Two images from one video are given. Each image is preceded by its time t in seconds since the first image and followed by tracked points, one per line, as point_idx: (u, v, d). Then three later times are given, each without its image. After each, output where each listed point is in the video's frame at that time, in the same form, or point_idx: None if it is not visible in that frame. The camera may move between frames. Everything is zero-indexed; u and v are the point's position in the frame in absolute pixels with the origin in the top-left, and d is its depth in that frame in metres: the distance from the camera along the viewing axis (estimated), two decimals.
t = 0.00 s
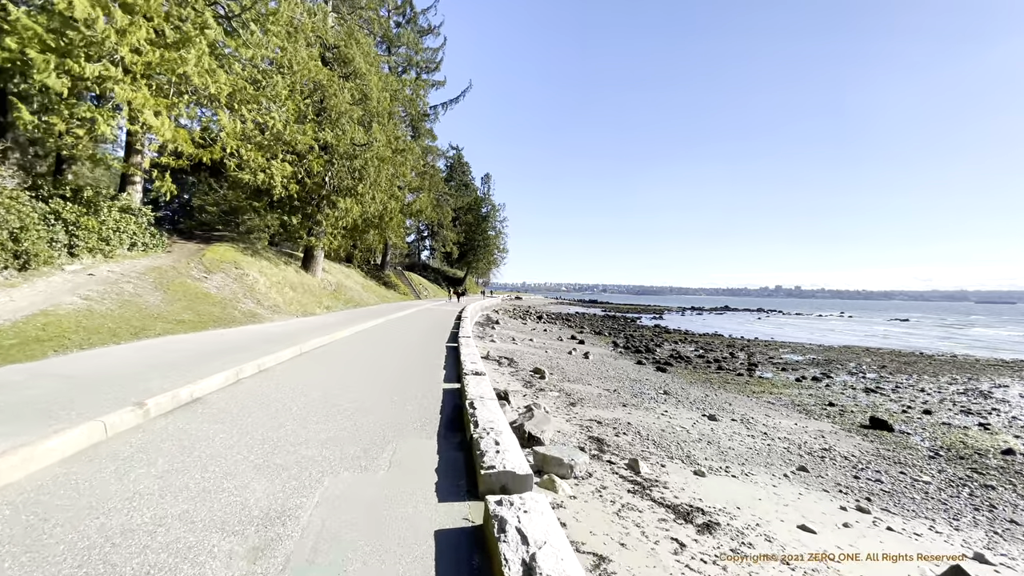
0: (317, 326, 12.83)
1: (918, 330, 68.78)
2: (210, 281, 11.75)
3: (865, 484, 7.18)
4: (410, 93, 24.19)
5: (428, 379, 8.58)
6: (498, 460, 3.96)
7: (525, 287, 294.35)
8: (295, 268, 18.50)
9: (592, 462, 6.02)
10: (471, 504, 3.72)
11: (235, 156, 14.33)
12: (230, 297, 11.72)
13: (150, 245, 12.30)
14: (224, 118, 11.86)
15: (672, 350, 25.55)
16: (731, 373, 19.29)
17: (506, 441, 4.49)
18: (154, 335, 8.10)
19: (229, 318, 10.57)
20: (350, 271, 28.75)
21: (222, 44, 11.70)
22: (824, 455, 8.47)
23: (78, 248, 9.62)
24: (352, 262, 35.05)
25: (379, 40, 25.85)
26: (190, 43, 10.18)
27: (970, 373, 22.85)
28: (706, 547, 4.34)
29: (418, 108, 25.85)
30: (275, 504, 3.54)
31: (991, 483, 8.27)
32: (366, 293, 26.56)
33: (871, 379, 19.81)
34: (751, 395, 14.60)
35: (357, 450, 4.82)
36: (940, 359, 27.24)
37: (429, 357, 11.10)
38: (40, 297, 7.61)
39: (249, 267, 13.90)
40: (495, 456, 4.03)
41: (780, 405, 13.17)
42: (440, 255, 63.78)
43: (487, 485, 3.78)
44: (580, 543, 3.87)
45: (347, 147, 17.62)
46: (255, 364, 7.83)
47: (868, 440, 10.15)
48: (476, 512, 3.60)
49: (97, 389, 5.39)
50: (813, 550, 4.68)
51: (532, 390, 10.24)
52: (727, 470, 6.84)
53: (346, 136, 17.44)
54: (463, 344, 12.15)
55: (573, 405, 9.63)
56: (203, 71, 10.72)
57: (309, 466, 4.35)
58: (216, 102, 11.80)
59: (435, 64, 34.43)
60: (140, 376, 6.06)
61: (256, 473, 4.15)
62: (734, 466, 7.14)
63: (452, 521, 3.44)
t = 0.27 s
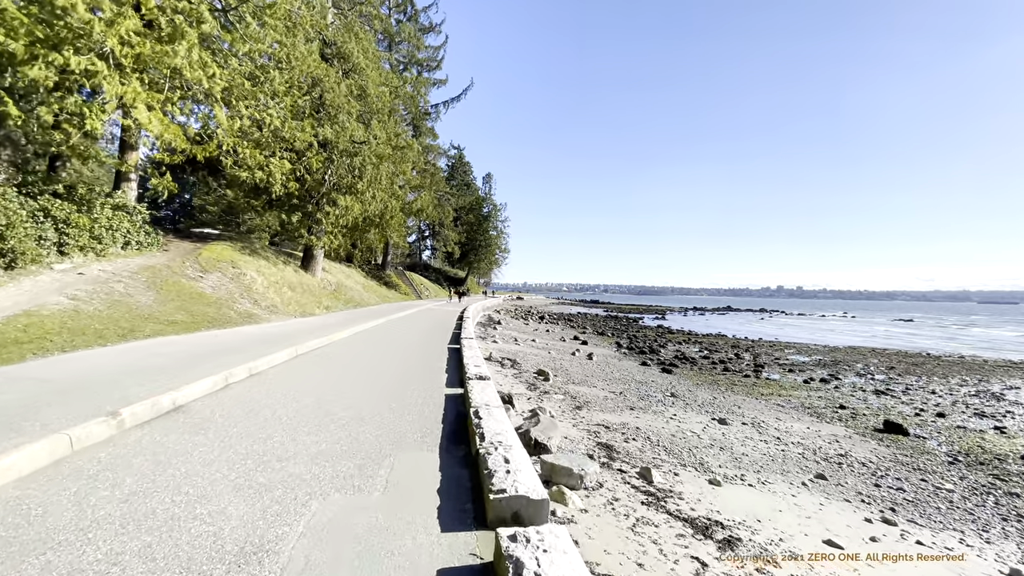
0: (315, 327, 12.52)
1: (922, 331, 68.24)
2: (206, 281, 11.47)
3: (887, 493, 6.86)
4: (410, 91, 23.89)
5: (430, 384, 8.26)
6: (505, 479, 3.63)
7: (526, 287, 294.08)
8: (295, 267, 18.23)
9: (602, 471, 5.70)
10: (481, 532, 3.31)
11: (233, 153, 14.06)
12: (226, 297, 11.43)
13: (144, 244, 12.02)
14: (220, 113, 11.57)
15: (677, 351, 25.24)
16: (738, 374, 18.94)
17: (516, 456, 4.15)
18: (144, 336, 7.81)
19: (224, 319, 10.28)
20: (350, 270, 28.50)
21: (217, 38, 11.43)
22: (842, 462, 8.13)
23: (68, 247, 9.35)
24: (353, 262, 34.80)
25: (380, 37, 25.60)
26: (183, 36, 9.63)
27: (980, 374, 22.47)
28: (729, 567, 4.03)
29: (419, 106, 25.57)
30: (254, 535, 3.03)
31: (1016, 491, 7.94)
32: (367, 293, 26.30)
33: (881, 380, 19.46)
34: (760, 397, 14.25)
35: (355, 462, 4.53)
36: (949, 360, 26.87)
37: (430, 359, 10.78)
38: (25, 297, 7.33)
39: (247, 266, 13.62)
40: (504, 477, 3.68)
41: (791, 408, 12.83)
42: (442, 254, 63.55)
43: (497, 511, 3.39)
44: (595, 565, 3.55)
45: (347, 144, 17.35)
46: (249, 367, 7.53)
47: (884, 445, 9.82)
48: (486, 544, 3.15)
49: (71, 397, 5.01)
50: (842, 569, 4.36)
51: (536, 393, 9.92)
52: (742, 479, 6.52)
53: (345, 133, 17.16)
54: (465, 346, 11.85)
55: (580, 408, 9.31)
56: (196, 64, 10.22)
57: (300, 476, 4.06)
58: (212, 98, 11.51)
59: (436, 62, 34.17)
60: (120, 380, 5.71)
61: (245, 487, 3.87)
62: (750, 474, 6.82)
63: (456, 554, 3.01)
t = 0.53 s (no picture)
0: (313, 329, 12.23)
1: (927, 331, 67.73)
2: (200, 281, 11.21)
3: (908, 504, 6.55)
4: (410, 89, 23.60)
5: (430, 391, 7.97)
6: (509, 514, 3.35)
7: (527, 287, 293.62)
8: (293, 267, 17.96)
9: (612, 483, 5.40)
10: None
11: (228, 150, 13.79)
12: (221, 298, 11.16)
13: (138, 243, 11.77)
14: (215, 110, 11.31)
15: (681, 352, 24.90)
16: (744, 376, 18.62)
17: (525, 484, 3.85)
18: (131, 339, 7.54)
19: (218, 320, 10.02)
20: (350, 271, 28.21)
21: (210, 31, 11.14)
22: (858, 471, 7.82)
23: (56, 247, 9.09)
24: (354, 262, 34.52)
25: (380, 34, 25.31)
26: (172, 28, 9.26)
27: (990, 376, 22.09)
28: None
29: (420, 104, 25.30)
30: None
31: None
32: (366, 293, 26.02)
33: (889, 383, 19.10)
34: (767, 401, 13.93)
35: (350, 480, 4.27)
36: (957, 362, 26.50)
37: (430, 362, 10.48)
38: (8, 299, 7.08)
39: (243, 267, 13.36)
40: (513, 510, 3.38)
41: (800, 412, 12.50)
42: (443, 255, 63.27)
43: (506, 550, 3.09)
44: None
45: (345, 142, 17.07)
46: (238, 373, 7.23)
47: (899, 452, 9.51)
48: None
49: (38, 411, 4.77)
50: None
51: (540, 398, 9.62)
52: (757, 489, 6.21)
53: (344, 130, 16.88)
54: (466, 348, 11.57)
55: (585, 413, 9.01)
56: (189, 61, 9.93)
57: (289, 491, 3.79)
58: (207, 95, 11.23)
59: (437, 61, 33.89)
60: (89, 392, 5.36)
61: (230, 509, 3.62)
62: (765, 484, 6.51)
63: None
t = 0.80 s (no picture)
0: (310, 330, 11.92)
1: (931, 332, 67.21)
2: (194, 282, 10.94)
3: (932, 516, 6.25)
4: (410, 87, 23.34)
5: (429, 394, 7.66)
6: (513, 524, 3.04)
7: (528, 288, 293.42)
8: (291, 267, 17.68)
9: (621, 495, 5.08)
10: None
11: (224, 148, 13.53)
12: (215, 299, 10.89)
13: (131, 242, 11.51)
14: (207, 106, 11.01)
15: (684, 353, 24.60)
16: (749, 378, 18.30)
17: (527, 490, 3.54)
18: (117, 342, 7.25)
19: (211, 321, 9.74)
20: (350, 271, 27.97)
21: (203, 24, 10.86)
22: (875, 479, 7.51)
23: (44, 245, 8.82)
24: (354, 262, 34.28)
25: (380, 31, 25.05)
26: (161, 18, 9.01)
27: (999, 378, 21.73)
28: None
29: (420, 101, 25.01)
30: None
31: None
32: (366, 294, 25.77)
33: (897, 385, 18.76)
34: (776, 404, 13.60)
35: (342, 484, 3.97)
36: (964, 363, 26.13)
37: (430, 365, 10.17)
38: None
39: (238, 266, 13.09)
40: (513, 517, 3.09)
41: (810, 416, 12.19)
42: (443, 255, 63.03)
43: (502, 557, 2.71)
44: None
45: (343, 139, 16.80)
46: (226, 378, 6.92)
47: (915, 458, 9.20)
48: None
49: None
50: None
51: (543, 402, 9.31)
52: (773, 500, 5.91)
53: (342, 128, 16.61)
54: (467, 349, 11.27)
55: (590, 418, 8.71)
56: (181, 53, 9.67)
57: (272, 506, 3.50)
58: (200, 90, 10.98)
59: (438, 59, 33.63)
60: (61, 403, 5.00)
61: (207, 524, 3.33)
62: (781, 494, 6.20)
63: None
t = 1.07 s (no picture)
0: (306, 332, 11.61)
1: (935, 332, 66.73)
2: (188, 282, 10.65)
3: (959, 530, 5.95)
4: (410, 85, 23.08)
5: (429, 400, 7.34)
6: (523, 561, 2.71)
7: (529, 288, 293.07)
8: (289, 267, 17.39)
9: (633, 509, 4.79)
10: None
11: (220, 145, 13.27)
12: (210, 300, 10.62)
13: (124, 242, 11.23)
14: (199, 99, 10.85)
15: (688, 355, 24.30)
16: (755, 380, 17.99)
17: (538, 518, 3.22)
18: (103, 346, 6.97)
19: (204, 323, 9.47)
20: (350, 271, 27.69)
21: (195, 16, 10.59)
22: (895, 488, 7.21)
23: (32, 245, 8.55)
24: (354, 262, 34.01)
25: (380, 28, 24.76)
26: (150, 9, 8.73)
27: (1010, 380, 21.36)
28: None
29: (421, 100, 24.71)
30: None
31: None
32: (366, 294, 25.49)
33: (906, 387, 18.43)
34: (784, 407, 13.28)
35: (333, 508, 3.73)
36: (972, 365, 25.79)
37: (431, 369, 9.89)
38: None
39: (235, 267, 12.82)
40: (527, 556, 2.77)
41: (821, 420, 11.88)
42: (444, 255, 62.73)
43: None
44: None
45: (342, 137, 16.52)
46: (211, 386, 6.60)
47: (933, 466, 8.90)
48: None
49: None
50: None
51: (547, 406, 9.02)
52: (793, 513, 5.61)
53: (341, 125, 16.33)
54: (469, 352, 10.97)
55: (597, 423, 8.42)
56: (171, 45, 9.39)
57: (254, 536, 3.25)
58: (193, 84, 10.71)
59: (439, 57, 33.31)
60: (25, 417, 4.74)
61: (185, 549, 3.04)
62: (800, 506, 5.90)
63: None
